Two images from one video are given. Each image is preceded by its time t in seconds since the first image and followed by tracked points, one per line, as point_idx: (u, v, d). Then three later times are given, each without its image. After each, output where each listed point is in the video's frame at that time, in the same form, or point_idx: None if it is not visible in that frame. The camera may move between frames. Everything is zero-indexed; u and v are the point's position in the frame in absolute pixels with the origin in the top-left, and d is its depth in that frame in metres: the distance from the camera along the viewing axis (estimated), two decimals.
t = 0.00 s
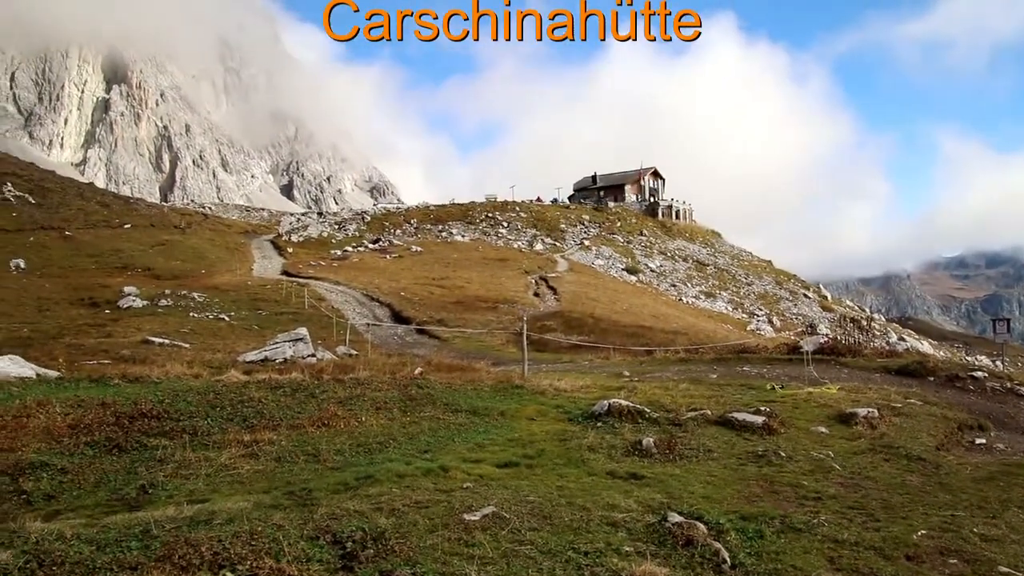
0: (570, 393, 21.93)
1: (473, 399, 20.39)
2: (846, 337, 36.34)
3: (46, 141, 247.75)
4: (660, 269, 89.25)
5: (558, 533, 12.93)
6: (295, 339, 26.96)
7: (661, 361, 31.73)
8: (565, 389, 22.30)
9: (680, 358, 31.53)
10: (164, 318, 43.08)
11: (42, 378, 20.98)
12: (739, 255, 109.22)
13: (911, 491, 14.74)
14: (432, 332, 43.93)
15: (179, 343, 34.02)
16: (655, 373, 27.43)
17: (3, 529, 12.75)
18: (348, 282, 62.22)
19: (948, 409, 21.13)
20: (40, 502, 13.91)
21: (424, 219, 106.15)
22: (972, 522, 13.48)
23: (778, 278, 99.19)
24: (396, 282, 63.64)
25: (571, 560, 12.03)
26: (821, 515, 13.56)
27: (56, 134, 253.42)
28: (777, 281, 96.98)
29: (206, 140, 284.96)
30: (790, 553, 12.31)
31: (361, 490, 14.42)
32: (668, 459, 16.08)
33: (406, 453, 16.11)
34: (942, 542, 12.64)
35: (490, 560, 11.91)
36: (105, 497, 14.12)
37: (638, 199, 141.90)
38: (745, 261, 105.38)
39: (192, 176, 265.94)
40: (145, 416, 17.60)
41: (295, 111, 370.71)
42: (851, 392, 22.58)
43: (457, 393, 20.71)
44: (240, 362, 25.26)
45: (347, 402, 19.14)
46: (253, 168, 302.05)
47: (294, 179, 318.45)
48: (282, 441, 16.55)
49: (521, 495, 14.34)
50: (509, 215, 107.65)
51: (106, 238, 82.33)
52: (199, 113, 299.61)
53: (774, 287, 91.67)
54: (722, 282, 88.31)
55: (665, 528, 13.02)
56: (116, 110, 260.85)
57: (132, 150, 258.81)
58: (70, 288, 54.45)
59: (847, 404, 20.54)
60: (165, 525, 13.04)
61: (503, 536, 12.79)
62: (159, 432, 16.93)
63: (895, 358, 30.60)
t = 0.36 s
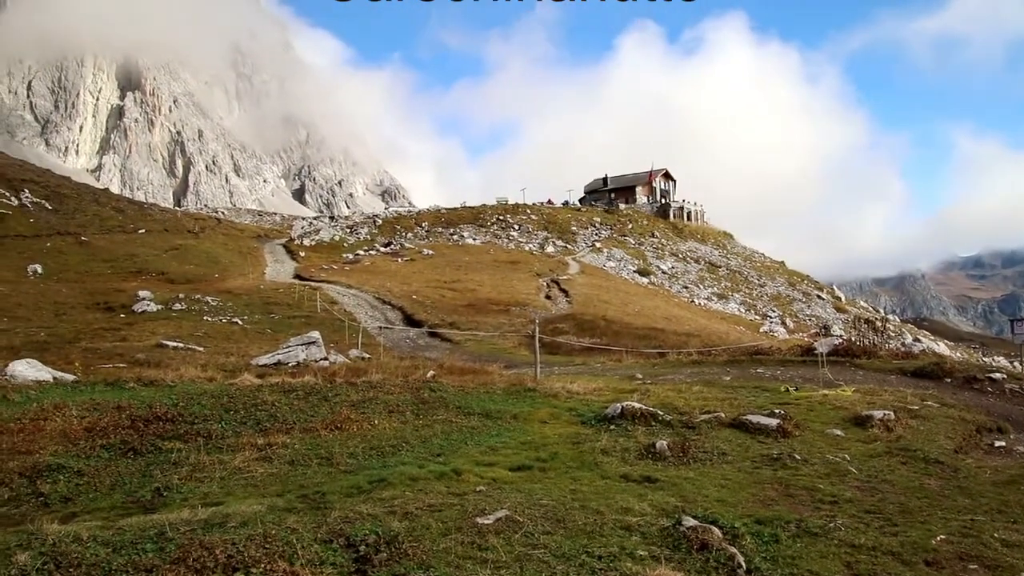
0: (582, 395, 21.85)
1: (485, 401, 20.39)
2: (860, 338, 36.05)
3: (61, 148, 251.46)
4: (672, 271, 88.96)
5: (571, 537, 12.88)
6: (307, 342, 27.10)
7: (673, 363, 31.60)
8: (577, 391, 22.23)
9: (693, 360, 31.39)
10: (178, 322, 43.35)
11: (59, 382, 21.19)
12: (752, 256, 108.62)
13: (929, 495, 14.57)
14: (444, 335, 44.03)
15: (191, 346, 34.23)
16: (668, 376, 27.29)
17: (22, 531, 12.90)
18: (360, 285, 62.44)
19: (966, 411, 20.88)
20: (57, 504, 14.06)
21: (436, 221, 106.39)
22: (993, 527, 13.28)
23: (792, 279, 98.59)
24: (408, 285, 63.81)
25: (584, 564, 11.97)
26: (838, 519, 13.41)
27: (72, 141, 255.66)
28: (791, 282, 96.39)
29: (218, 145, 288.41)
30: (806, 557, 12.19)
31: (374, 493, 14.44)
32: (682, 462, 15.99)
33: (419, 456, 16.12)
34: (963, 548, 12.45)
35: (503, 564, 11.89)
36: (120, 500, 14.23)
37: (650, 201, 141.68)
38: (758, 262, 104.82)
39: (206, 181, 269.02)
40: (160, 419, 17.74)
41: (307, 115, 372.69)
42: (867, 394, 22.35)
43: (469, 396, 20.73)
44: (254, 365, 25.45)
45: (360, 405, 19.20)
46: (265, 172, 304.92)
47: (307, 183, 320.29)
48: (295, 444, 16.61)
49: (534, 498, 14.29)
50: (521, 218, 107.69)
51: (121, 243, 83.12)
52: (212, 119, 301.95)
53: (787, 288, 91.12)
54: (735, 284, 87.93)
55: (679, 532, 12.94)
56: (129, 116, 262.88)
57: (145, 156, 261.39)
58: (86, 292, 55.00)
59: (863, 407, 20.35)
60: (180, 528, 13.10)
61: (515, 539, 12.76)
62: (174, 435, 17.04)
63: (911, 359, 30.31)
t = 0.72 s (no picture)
0: (607, 400, 21.83)
1: (511, 405, 20.46)
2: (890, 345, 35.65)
3: (92, 152, 252.72)
4: (698, 275, 88.54)
5: (597, 541, 12.86)
6: (333, 344, 27.44)
7: (699, 368, 31.49)
8: (603, 395, 22.22)
9: (720, 365, 31.25)
10: (206, 324, 43.82)
11: (90, 382, 21.60)
12: (778, 261, 107.85)
13: (961, 505, 14.35)
14: (468, 338, 44.21)
15: (219, 348, 34.59)
16: (694, 381, 27.19)
17: (54, 529, 13.10)
18: (386, 288, 62.78)
19: (999, 420, 20.56)
20: (88, 502, 14.27)
21: (461, 224, 106.79)
22: None
23: (819, 285, 97.61)
24: (433, 288, 64.12)
25: (610, 568, 11.95)
26: (867, 528, 13.29)
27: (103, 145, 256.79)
28: (818, 288, 95.50)
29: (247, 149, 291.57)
30: (835, 566, 12.08)
31: (399, 495, 14.52)
32: (708, 467, 15.93)
33: (444, 459, 16.20)
34: (996, 559, 12.25)
35: (530, 568, 11.89)
36: (150, 498, 14.41)
37: (675, 205, 141.20)
38: (785, 267, 103.97)
39: (233, 184, 272.61)
40: (189, 420, 17.97)
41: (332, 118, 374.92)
42: (896, 401, 22.13)
43: (494, 400, 20.82)
44: (280, 366, 25.86)
45: (385, 407, 19.34)
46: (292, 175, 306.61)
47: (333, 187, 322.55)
48: (321, 446, 16.76)
49: (559, 502, 14.30)
50: (545, 221, 107.77)
51: (149, 245, 84.24)
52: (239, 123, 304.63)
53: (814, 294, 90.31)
54: (761, 289, 87.35)
55: (706, 538, 12.87)
56: (157, 121, 266.11)
57: (173, 160, 263.73)
58: (116, 294, 55.77)
59: (892, 414, 20.14)
60: (208, 527, 13.23)
61: (541, 544, 12.73)
62: (202, 435, 17.24)
63: (942, 367, 29.92)
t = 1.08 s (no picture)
0: (647, 400, 21.79)
1: (550, 405, 20.54)
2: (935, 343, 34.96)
3: (135, 159, 259.73)
4: (737, 274, 87.73)
5: (639, 542, 12.83)
6: (372, 346, 27.78)
7: (739, 368, 31.29)
8: (642, 396, 22.19)
9: (760, 365, 30.98)
10: (247, 326, 44.55)
11: (136, 384, 22.19)
12: (818, 259, 106.32)
13: (1012, 506, 13.98)
14: (506, 339, 44.38)
15: (260, 350, 35.10)
16: (734, 380, 27.00)
17: (104, 527, 13.44)
18: (424, 289, 63.19)
19: None
20: (136, 501, 14.60)
21: (497, 225, 107.17)
22: None
23: (862, 283, 95.98)
24: (470, 289, 64.48)
25: (653, 570, 11.93)
26: (914, 530, 13.10)
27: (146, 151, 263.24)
28: (860, 285, 94.03)
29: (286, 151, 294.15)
30: (881, 568, 11.93)
31: (440, 495, 14.64)
32: (750, 468, 15.84)
33: (484, 459, 16.33)
34: None
35: (572, 568, 11.91)
36: (196, 498, 14.72)
37: (714, 204, 139.96)
38: (826, 265, 102.53)
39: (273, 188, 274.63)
40: (232, 421, 18.32)
41: (367, 119, 376.20)
42: (943, 401, 21.74)
43: (534, 400, 20.93)
44: (320, 368, 26.29)
45: (425, 408, 19.55)
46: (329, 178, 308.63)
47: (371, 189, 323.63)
48: (363, 446, 16.97)
49: (601, 503, 14.32)
50: (582, 221, 107.68)
51: (191, 249, 85.93)
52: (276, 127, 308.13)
53: (855, 292, 88.94)
54: (801, 287, 86.39)
55: (749, 539, 12.79)
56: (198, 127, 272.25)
57: (213, 165, 269.04)
58: (159, 297, 57.00)
59: (939, 414, 19.80)
60: (252, 527, 13.46)
61: (582, 544, 12.74)
62: (244, 436, 17.55)
63: (991, 366, 29.28)
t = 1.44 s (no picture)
0: (680, 405, 21.74)
1: (582, 409, 20.58)
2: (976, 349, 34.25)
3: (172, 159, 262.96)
4: (771, 278, 86.92)
5: (672, 548, 12.76)
6: (404, 348, 28.05)
7: (772, 373, 30.97)
8: (675, 400, 22.15)
9: (794, 370, 30.65)
10: (281, 327, 45.07)
11: (172, 384, 22.64)
12: (854, 263, 105.03)
13: None
14: (538, 342, 44.44)
15: (295, 351, 35.46)
16: (768, 386, 26.78)
17: (142, 524, 13.69)
18: (456, 292, 63.51)
19: None
20: (172, 499, 14.85)
21: (529, 228, 107.45)
22: None
23: (898, 287, 94.63)
24: (503, 292, 64.59)
25: None
26: (953, 540, 12.88)
27: (183, 153, 265.00)
28: (897, 290, 92.71)
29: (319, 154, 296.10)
30: None
31: (473, 498, 14.70)
32: (785, 474, 15.73)
33: (517, 463, 16.39)
34: None
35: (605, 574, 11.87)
36: (231, 497, 14.93)
37: (748, 207, 138.80)
38: (861, 269, 101.33)
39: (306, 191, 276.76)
40: (266, 421, 18.57)
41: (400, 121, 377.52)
42: (983, 409, 21.37)
43: (566, 404, 21.00)
44: (353, 369, 26.60)
45: (457, 411, 19.70)
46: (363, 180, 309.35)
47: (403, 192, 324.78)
48: (395, 448, 17.12)
49: (634, 508, 14.29)
50: (614, 224, 107.63)
51: (225, 250, 87.09)
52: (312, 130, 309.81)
53: (893, 297, 87.70)
54: (836, 292, 85.60)
55: (783, 547, 12.65)
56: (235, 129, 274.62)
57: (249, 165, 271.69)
58: (195, 298, 57.86)
59: (979, 422, 19.49)
60: (287, 526, 13.61)
61: (615, 549, 12.68)
62: (278, 436, 17.79)
63: None
